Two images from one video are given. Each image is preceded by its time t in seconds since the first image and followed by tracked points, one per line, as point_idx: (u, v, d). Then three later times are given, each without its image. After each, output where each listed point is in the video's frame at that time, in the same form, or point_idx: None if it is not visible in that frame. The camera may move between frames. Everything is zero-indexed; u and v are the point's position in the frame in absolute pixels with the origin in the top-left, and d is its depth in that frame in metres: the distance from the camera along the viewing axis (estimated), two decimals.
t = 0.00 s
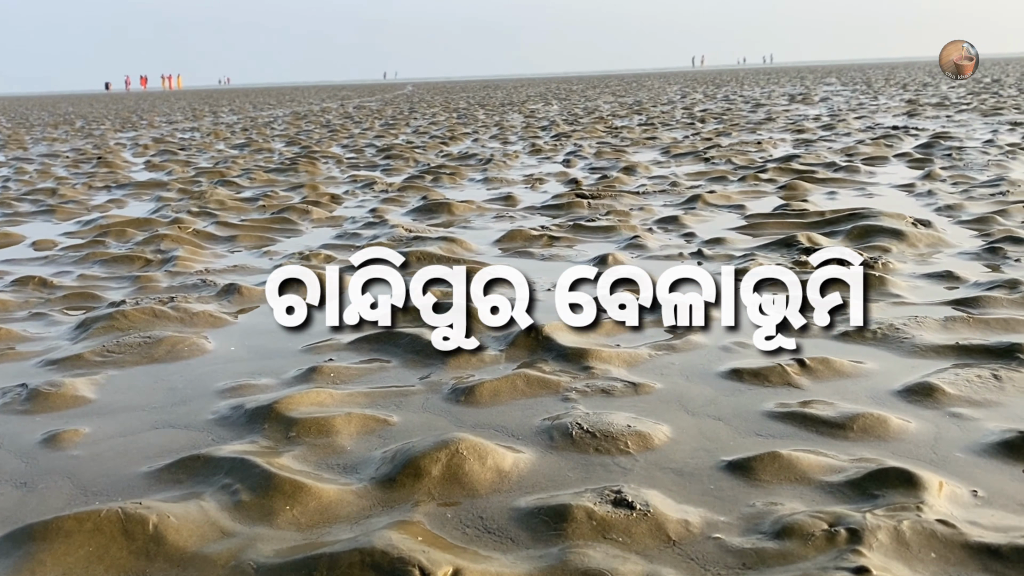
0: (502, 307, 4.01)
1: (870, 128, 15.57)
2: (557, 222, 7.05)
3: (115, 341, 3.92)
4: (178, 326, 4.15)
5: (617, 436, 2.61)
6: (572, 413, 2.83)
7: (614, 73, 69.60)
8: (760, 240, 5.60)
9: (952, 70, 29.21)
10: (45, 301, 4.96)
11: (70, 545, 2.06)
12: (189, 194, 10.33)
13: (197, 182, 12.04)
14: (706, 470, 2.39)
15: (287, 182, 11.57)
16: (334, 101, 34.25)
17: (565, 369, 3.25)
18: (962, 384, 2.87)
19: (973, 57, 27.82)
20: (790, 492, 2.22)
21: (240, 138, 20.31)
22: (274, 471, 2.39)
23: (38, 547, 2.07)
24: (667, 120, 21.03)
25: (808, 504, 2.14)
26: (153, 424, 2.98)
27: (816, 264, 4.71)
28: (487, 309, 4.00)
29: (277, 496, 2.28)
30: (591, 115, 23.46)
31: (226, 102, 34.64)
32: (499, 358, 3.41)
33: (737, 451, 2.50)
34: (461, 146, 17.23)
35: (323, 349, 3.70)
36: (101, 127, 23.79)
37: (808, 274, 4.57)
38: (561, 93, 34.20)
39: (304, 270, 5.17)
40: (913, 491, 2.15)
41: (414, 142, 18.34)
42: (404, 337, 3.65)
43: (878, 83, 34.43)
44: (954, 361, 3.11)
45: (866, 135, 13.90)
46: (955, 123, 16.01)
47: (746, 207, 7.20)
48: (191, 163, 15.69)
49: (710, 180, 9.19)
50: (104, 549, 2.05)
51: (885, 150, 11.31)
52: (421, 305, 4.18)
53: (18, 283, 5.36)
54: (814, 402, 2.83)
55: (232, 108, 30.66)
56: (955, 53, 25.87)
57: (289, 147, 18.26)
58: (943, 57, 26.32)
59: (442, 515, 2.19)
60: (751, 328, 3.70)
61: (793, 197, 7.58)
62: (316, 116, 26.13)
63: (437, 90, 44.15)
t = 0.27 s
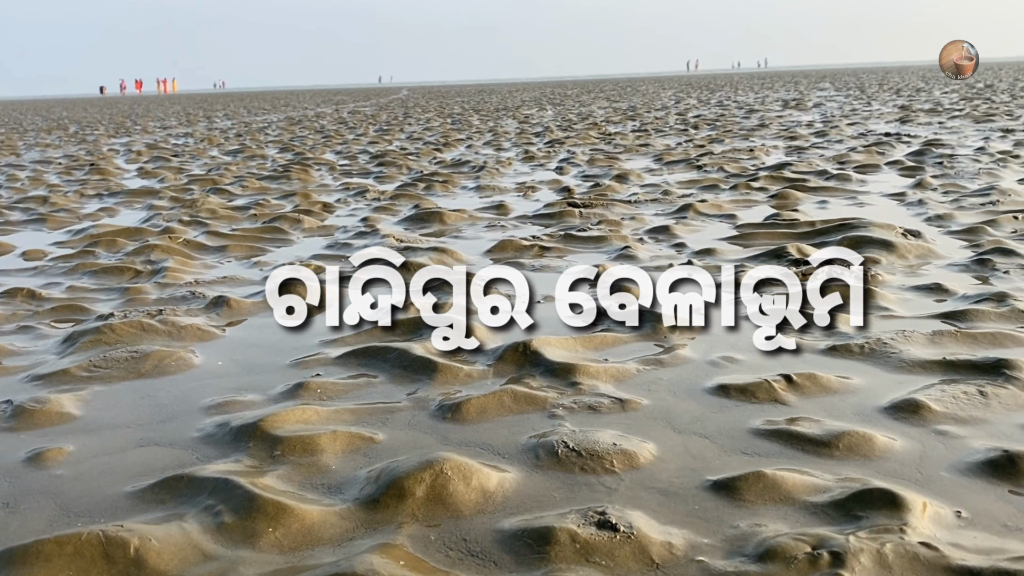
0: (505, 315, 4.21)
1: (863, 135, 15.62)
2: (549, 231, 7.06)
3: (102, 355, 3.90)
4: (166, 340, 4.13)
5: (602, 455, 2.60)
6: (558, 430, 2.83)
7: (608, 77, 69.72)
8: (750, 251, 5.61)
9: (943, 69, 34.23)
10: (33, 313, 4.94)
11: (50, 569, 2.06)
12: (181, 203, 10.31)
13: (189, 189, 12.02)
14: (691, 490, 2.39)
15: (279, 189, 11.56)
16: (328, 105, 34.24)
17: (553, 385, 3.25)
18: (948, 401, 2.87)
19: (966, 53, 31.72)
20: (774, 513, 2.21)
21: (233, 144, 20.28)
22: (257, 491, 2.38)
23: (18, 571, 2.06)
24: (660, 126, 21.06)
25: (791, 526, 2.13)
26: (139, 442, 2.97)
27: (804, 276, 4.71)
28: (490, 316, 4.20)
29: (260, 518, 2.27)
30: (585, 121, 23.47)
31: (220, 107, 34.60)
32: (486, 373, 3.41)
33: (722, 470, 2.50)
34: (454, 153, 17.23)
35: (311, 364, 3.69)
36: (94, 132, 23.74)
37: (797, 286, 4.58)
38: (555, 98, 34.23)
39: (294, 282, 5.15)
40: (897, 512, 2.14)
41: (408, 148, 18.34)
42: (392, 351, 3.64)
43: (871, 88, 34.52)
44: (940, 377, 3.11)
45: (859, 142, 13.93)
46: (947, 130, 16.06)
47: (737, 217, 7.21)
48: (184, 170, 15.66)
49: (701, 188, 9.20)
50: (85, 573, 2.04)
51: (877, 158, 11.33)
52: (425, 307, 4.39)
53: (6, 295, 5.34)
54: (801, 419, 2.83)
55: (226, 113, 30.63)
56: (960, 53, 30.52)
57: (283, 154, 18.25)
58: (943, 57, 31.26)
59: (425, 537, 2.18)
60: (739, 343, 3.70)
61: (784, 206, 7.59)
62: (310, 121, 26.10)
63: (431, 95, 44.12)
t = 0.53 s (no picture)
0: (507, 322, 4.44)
1: (855, 143, 15.64)
2: (540, 243, 7.05)
3: (88, 373, 3.88)
4: (152, 357, 4.11)
5: (586, 478, 2.59)
6: (543, 452, 2.81)
7: (602, 82, 69.84)
8: (740, 265, 5.61)
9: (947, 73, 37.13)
10: (20, 328, 4.92)
11: None
12: (172, 212, 10.28)
13: (180, 198, 11.99)
14: (674, 515, 2.38)
15: (272, 198, 11.54)
16: (322, 110, 34.21)
17: (539, 404, 3.23)
18: (933, 422, 2.87)
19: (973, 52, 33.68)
20: (756, 540, 2.21)
21: (226, 151, 20.24)
22: (238, 518, 2.37)
23: None
24: (653, 133, 21.09)
25: (773, 554, 2.13)
26: (122, 463, 2.96)
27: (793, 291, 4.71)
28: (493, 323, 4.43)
29: (240, 545, 2.26)
30: (579, 127, 23.48)
31: (213, 112, 34.55)
32: (473, 392, 3.39)
33: (706, 494, 2.49)
34: (447, 161, 17.22)
35: (297, 383, 3.67)
36: (87, 137, 23.68)
37: (785, 301, 4.58)
38: (550, 103, 34.29)
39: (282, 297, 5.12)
40: (879, 540, 2.14)
41: (401, 155, 18.32)
42: (378, 369, 3.63)
43: (864, 93, 34.63)
44: (927, 397, 3.11)
45: (851, 151, 13.95)
46: (938, 137, 16.10)
47: (727, 228, 7.21)
48: (176, 178, 15.63)
49: (693, 198, 9.21)
50: None
51: (868, 167, 11.35)
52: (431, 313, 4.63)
53: None
54: (786, 440, 2.82)
55: (220, 118, 30.60)
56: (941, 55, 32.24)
57: (276, 161, 18.23)
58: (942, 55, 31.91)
59: (407, 566, 2.17)
60: (726, 361, 3.69)
61: (775, 217, 7.60)
62: (304, 127, 26.06)
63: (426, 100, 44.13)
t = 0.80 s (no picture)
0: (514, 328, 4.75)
1: (847, 151, 15.67)
2: (530, 256, 7.05)
3: (72, 394, 3.86)
4: (137, 377, 4.09)
5: (569, 507, 2.58)
6: (527, 479, 2.80)
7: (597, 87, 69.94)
8: (729, 281, 5.62)
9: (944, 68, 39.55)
10: (6, 346, 4.89)
11: None
12: (163, 223, 10.25)
13: (172, 209, 11.95)
14: (656, 546, 2.37)
15: (263, 208, 11.51)
16: (316, 115, 34.19)
17: (523, 428, 3.22)
18: (917, 448, 2.86)
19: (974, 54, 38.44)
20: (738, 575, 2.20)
21: (219, 158, 20.20)
22: (217, 551, 2.36)
23: None
24: (646, 140, 21.09)
25: None
26: (104, 490, 2.94)
27: (782, 308, 4.71)
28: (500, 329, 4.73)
29: None
30: (572, 134, 23.49)
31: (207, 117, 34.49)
32: (458, 416, 3.37)
33: (688, 524, 2.48)
34: (440, 169, 17.21)
35: (282, 405, 3.66)
36: (80, 143, 23.61)
37: (774, 319, 4.57)
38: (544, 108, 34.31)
39: (270, 315, 5.10)
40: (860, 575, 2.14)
41: (394, 163, 18.31)
42: (364, 392, 3.61)
43: (857, 99, 34.70)
44: (912, 421, 3.10)
45: (843, 160, 13.97)
46: (930, 146, 16.14)
47: (718, 241, 7.22)
48: (168, 187, 15.59)
49: (684, 209, 9.22)
50: None
51: (860, 177, 11.37)
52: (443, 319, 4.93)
53: None
54: (770, 467, 2.81)
55: (213, 123, 30.53)
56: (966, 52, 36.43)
57: (268, 169, 18.19)
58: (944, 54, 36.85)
59: None
60: (713, 382, 3.69)
61: (765, 230, 7.61)
62: (297, 133, 26.02)
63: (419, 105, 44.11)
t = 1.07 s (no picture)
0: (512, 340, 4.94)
1: (839, 161, 15.72)
2: (520, 272, 7.06)
3: (55, 420, 3.84)
4: (121, 402, 4.07)
5: (550, 543, 2.58)
6: (509, 513, 2.80)
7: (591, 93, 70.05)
8: (717, 299, 5.62)
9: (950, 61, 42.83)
10: None
11: None
12: (153, 236, 10.23)
13: (163, 221, 11.92)
14: None
15: (255, 221, 11.50)
16: (310, 121, 34.15)
17: (507, 457, 3.21)
18: (900, 479, 2.86)
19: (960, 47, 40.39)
20: None
21: (211, 167, 20.17)
22: None
23: None
24: (639, 149, 21.13)
25: None
26: (84, 523, 2.92)
27: (769, 329, 4.71)
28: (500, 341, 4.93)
29: None
30: (566, 141, 23.51)
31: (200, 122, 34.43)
32: (442, 444, 3.36)
33: (669, 561, 2.48)
34: (433, 179, 17.21)
35: (267, 432, 3.64)
36: (73, 150, 23.55)
37: (760, 339, 4.57)
38: (538, 115, 34.36)
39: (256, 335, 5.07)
40: None
41: (387, 173, 18.31)
42: (348, 419, 3.60)
43: (850, 104, 34.81)
44: (895, 451, 3.10)
45: (835, 170, 14.01)
46: (922, 156, 16.19)
47: (708, 256, 7.23)
48: (160, 197, 15.56)
49: (675, 223, 9.23)
50: None
51: (850, 189, 11.40)
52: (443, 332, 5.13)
53: None
54: (753, 499, 2.81)
55: (207, 129, 30.50)
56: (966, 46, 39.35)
57: (261, 178, 18.18)
58: (957, 56, 39.42)
59: None
60: (699, 408, 3.68)
61: (755, 245, 7.63)
62: (290, 140, 25.99)
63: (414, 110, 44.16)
